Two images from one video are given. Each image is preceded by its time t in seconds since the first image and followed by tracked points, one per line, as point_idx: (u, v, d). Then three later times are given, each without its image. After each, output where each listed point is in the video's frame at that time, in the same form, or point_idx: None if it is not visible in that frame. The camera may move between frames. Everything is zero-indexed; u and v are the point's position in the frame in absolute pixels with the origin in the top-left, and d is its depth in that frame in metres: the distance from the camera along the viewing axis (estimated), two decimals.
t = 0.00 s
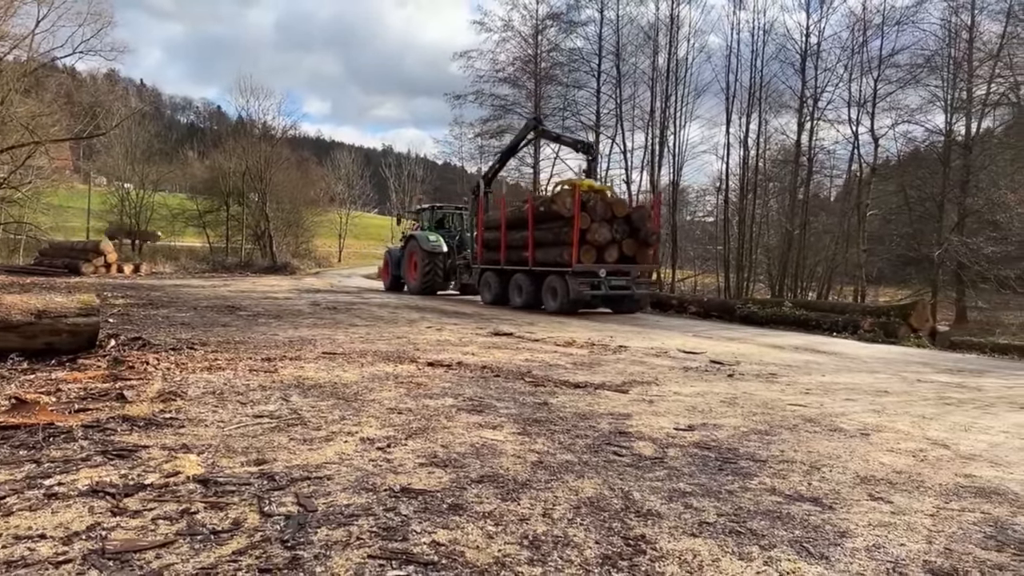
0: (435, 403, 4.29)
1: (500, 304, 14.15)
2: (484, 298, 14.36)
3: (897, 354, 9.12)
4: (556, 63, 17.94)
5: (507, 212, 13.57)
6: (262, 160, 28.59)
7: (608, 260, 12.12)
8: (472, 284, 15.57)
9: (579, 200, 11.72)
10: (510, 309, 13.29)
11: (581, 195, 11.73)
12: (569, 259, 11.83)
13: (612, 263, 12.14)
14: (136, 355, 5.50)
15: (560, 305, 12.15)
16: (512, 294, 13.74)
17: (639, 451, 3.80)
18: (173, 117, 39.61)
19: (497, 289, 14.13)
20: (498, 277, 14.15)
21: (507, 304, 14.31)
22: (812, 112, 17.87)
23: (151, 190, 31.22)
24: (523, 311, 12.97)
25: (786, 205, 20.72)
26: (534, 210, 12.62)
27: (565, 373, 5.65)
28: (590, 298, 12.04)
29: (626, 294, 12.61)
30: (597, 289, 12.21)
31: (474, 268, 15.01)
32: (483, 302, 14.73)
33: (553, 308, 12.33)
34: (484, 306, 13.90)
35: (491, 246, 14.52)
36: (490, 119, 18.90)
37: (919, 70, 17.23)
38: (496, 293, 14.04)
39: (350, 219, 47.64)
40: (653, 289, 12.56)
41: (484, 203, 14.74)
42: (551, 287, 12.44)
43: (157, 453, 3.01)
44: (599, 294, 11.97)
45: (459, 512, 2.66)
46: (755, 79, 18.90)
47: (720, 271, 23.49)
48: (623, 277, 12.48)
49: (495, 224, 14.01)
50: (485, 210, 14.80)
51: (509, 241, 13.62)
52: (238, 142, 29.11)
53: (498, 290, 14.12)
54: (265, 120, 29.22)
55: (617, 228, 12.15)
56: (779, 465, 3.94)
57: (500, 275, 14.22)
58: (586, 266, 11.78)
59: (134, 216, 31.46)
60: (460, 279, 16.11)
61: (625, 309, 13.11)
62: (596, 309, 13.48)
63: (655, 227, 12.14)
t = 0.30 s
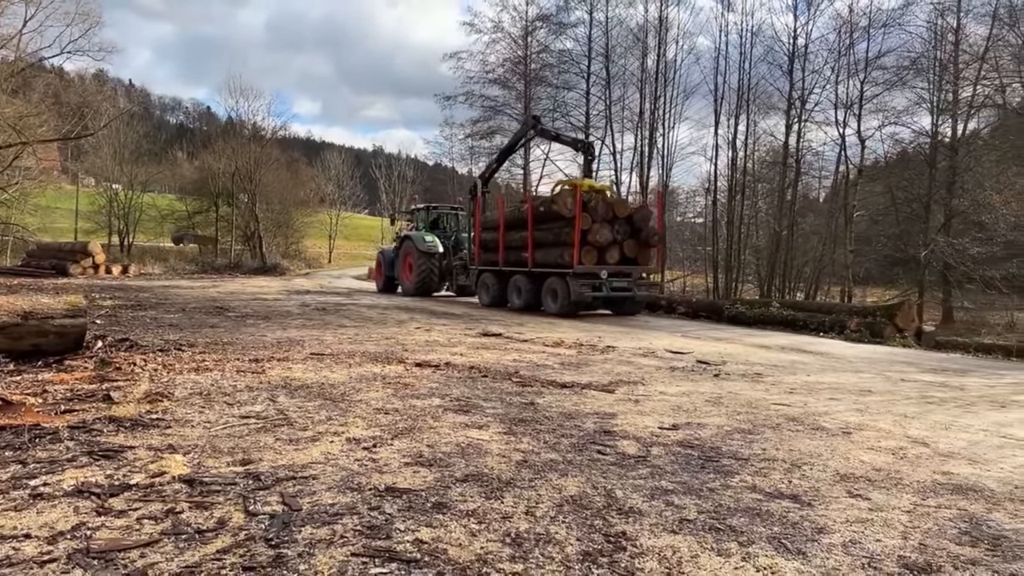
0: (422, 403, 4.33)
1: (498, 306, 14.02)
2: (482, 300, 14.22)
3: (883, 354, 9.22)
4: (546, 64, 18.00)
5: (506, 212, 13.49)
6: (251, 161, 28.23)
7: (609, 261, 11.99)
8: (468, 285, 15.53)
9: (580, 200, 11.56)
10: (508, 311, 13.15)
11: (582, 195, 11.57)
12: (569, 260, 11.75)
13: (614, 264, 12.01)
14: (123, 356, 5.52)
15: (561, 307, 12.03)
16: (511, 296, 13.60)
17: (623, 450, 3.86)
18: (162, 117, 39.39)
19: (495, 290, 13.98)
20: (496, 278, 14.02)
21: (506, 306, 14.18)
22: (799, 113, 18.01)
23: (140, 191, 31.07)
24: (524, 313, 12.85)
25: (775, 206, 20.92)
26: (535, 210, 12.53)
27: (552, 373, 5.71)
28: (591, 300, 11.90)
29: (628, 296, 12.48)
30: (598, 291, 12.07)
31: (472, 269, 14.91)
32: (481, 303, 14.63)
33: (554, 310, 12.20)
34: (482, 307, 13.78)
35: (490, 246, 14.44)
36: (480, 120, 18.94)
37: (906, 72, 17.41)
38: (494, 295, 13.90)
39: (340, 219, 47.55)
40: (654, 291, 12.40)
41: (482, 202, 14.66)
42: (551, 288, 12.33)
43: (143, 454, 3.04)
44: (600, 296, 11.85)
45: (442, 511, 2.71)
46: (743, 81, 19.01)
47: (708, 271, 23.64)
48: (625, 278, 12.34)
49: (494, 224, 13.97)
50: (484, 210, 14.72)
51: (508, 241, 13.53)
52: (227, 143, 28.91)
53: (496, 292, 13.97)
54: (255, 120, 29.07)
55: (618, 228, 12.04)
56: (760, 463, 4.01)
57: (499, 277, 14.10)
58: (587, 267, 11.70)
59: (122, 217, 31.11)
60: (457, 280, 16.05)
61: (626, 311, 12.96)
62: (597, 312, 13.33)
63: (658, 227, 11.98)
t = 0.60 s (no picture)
0: (409, 403, 4.37)
1: (495, 308, 13.85)
2: (479, 302, 14.03)
3: (869, 354, 9.32)
4: (536, 65, 18.05)
5: (504, 213, 13.23)
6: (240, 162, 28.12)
7: (610, 262, 11.75)
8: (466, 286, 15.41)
9: (581, 200, 11.32)
10: (507, 314, 12.96)
11: (583, 196, 11.32)
12: (570, 261, 11.47)
13: (615, 266, 11.76)
14: (111, 357, 5.53)
15: (563, 310, 11.82)
16: (509, 298, 13.40)
17: (607, 449, 3.91)
18: (150, 116, 39.14)
19: (494, 293, 13.79)
20: (495, 280, 13.83)
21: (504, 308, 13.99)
22: (787, 115, 18.16)
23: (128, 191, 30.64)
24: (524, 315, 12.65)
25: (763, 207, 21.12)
26: (534, 211, 12.27)
27: (540, 373, 5.76)
28: (592, 302, 11.70)
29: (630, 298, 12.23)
30: (600, 293, 11.86)
31: (470, 270, 14.71)
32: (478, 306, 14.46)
33: (554, 313, 12.00)
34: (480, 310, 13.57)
35: (487, 248, 14.20)
36: (470, 121, 18.98)
37: (892, 74, 17.61)
38: (492, 297, 13.72)
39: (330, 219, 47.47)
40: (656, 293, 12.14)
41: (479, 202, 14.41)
42: (551, 291, 12.10)
43: (129, 454, 3.06)
44: (602, 298, 11.65)
45: (427, 509, 2.75)
46: (731, 82, 19.16)
47: (697, 271, 23.79)
48: (627, 279, 12.12)
49: (493, 224, 13.71)
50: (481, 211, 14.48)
51: (507, 243, 13.28)
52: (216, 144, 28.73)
53: (494, 294, 13.80)
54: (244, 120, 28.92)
55: (619, 229, 11.78)
56: (743, 461, 4.07)
57: (497, 279, 13.91)
58: (588, 269, 11.45)
59: (111, 217, 30.63)
60: (454, 281, 16.05)
61: (626, 313, 12.78)
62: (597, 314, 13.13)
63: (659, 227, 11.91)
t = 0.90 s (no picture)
0: (397, 403, 4.39)
1: (494, 309, 13.72)
2: (479, 303, 13.89)
3: (857, 354, 9.41)
4: (526, 66, 18.08)
5: (504, 213, 13.07)
6: (230, 162, 28.05)
7: (613, 262, 11.63)
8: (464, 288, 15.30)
9: (584, 200, 11.13)
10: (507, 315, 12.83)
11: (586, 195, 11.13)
12: (573, 261, 11.32)
13: (617, 266, 11.66)
14: (99, 357, 5.52)
15: (564, 312, 11.65)
16: (509, 299, 13.26)
17: (594, 447, 3.95)
18: (139, 116, 38.91)
19: (493, 294, 13.67)
20: (494, 281, 13.69)
21: (504, 309, 13.86)
22: (776, 116, 18.28)
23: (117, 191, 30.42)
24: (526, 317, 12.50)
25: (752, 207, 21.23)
26: (535, 210, 12.09)
27: (529, 373, 5.79)
28: (595, 303, 11.55)
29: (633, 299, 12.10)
30: (603, 294, 11.71)
31: (469, 271, 14.57)
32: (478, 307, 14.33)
33: (556, 315, 11.85)
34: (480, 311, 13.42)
35: (487, 248, 14.06)
36: (461, 121, 18.98)
37: (880, 75, 17.78)
38: (492, 298, 13.59)
39: (321, 219, 47.34)
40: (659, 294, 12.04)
41: (478, 202, 14.27)
42: (553, 292, 11.96)
43: (117, 455, 3.07)
44: (604, 299, 11.49)
45: (414, 508, 2.78)
46: (721, 83, 19.27)
47: (686, 271, 23.93)
48: (630, 280, 11.96)
49: (492, 224, 13.58)
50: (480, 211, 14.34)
51: (507, 243, 13.14)
52: (206, 144, 28.60)
53: (493, 296, 13.66)
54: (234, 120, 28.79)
55: (622, 229, 11.63)
56: (728, 459, 4.12)
57: (497, 279, 13.77)
58: (591, 269, 11.31)
59: (100, 217, 30.27)
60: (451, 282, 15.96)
61: (628, 314, 12.64)
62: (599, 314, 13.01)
63: (662, 227, 11.81)
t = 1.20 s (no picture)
0: (383, 403, 4.41)
1: (492, 311, 13.57)
2: (476, 304, 13.73)
3: (841, 353, 9.51)
4: (515, 67, 18.12)
5: (503, 213, 12.85)
6: (217, 162, 27.91)
7: (614, 263, 11.48)
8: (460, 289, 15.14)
9: (585, 200, 10.97)
10: (506, 316, 12.69)
11: (587, 195, 10.98)
12: (574, 262, 11.15)
13: (618, 267, 11.51)
14: (83, 358, 5.49)
15: (565, 313, 11.53)
16: (507, 300, 13.12)
17: (578, 446, 3.99)
18: (125, 115, 38.59)
19: (491, 295, 13.51)
20: (492, 282, 13.55)
21: (501, 310, 13.72)
22: (762, 118, 18.44)
23: (102, 191, 30.00)
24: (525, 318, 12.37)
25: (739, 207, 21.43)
26: (534, 210, 11.91)
27: (515, 373, 5.83)
28: (596, 304, 11.44)
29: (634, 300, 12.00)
30: (603, 295, 11.58)
31: (466, 272, 14.38)
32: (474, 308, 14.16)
33: (556, 316, 11.73)
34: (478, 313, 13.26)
35: (484, 248, 13.85)
36: (449, 121, 19.01)
37: (865, 78, 17.99)
38: (490, 300, 13.45)
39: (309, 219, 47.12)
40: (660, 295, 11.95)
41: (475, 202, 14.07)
42: (553, 293, 11.84)
43: (99, 455, 3.07)
44: (605, 300, 11.38)
45: (397, 507, 2.81)
46: (707, 85, 19.41)
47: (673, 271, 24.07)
48: (631, 282, 11.86)
49: (490, 223, 13.37)
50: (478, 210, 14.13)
51: (505, 243, 12.94)
52: (192, 143, 28.40)
53: (491, 297, 13.50)
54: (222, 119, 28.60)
55: (624, 229, 11.49)
56: (711, 458, 4.18)
57: (494, 280, 13.60)
58: (592, 270, 11.15)
59: (85, 218, 29.84)
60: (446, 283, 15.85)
61: (629, 315, 12.55)
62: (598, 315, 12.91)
63: (662, 228, 11.69)
